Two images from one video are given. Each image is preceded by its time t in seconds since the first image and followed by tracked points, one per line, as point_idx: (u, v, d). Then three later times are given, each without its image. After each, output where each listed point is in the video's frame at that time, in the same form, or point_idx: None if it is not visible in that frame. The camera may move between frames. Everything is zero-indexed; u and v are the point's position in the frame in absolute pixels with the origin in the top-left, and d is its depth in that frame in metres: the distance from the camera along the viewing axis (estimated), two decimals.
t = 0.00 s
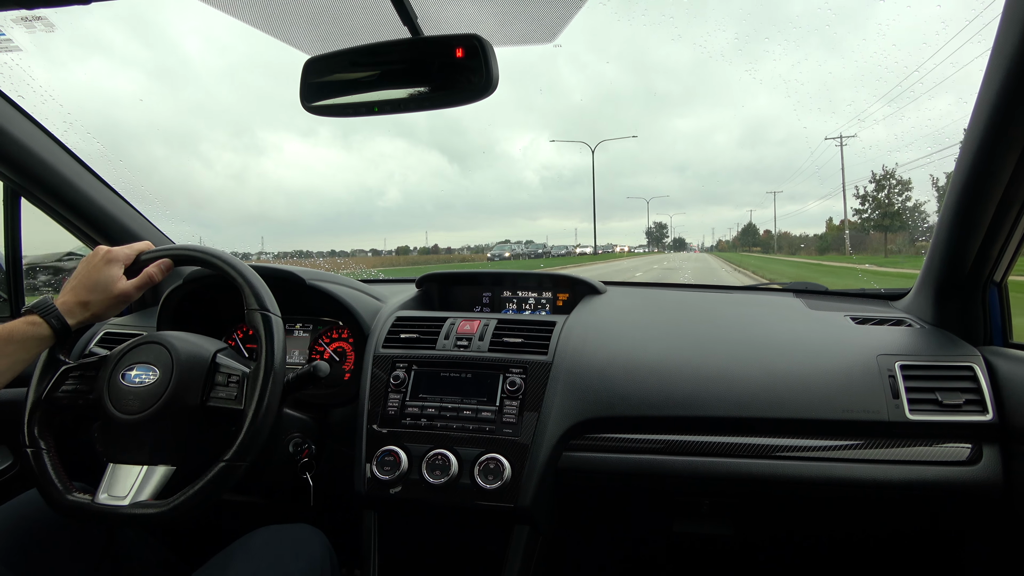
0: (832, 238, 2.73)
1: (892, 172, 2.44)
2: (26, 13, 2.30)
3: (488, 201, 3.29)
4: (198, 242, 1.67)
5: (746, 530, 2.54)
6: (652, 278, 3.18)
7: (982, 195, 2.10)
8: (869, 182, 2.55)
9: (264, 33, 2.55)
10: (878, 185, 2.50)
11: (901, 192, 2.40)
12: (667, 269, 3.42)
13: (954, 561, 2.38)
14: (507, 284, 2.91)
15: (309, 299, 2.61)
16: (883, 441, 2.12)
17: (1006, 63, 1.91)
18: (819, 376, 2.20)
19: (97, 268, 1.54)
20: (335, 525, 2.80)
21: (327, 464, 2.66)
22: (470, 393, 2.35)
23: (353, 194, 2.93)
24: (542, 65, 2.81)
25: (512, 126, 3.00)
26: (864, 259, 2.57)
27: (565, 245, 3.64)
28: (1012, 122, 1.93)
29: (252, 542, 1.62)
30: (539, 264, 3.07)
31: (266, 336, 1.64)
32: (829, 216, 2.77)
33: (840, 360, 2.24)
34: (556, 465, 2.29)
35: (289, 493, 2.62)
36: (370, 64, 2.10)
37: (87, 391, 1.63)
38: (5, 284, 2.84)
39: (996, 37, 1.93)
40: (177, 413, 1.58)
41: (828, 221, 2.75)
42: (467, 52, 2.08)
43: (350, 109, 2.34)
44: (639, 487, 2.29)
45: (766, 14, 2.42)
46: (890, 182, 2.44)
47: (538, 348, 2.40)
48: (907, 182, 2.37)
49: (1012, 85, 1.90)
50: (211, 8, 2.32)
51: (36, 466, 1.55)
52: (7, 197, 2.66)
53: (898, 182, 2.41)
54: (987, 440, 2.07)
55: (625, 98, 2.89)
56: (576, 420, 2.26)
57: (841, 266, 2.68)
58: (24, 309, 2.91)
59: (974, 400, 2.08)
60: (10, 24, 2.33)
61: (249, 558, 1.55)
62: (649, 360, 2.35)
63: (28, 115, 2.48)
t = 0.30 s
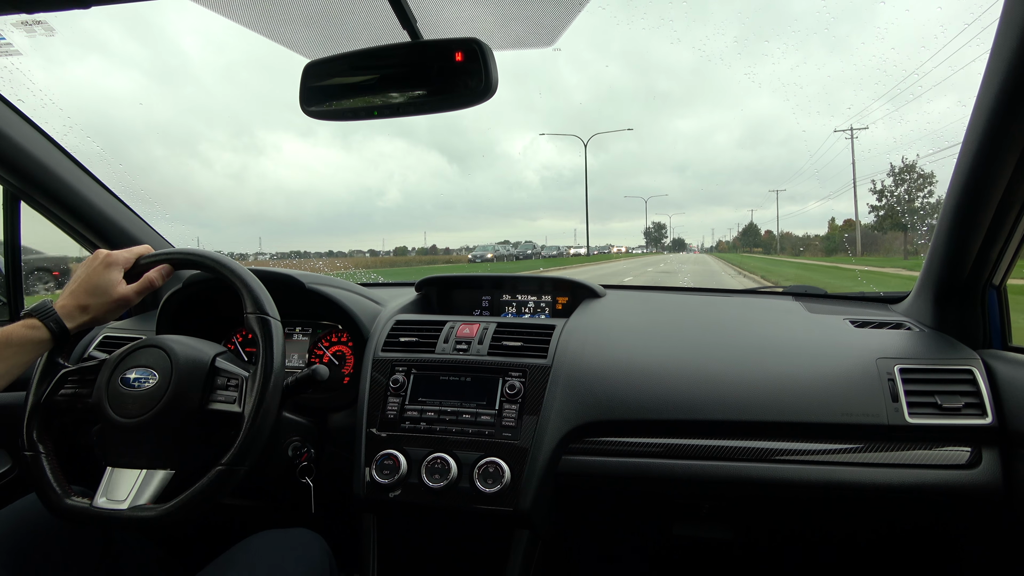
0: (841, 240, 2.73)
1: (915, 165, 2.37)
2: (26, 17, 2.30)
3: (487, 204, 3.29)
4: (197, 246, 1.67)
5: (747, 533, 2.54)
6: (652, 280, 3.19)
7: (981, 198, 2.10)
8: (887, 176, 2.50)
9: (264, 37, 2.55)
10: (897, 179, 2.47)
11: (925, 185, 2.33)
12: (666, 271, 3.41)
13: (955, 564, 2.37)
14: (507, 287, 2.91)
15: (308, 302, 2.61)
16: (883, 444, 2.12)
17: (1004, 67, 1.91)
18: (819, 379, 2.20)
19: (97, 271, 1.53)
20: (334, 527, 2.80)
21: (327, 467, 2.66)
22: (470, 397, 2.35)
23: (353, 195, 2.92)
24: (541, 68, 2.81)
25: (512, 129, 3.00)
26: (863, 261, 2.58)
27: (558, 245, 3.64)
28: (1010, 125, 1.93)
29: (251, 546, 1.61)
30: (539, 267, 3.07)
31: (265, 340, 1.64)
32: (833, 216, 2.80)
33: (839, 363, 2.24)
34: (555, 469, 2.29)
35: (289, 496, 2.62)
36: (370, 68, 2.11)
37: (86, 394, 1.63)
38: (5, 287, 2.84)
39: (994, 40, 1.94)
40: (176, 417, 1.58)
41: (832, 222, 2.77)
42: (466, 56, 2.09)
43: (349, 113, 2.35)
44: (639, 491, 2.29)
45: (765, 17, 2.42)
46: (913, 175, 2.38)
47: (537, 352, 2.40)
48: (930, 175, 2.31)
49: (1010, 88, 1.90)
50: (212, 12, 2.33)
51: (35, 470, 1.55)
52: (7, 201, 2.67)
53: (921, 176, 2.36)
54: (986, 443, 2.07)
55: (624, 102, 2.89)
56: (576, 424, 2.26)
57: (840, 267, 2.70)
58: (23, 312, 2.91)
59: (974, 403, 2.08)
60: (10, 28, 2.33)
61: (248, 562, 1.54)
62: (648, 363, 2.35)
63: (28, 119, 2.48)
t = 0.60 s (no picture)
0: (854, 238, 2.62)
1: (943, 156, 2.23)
2: (25, 18, 2.30)
3: (487, 205, 3.29)
4: (197, 248, 1.67)
5: (748, 535, 2.54)
6: (651, 282, 3.19)
7: (981, 200, 2.10)
8: (915, 168, 2.37)
9: (264, 39, 2.55)
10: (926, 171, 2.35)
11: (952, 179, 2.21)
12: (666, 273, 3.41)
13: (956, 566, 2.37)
14: (506, 289, 2.91)
15: (307, 304, 2.62)
16: (882, 446, 2.12)
17: (1003, 69, 1.91)
18: (818, 381, 2.20)
19: (96, 273, 1.53)
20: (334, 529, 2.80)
21: (325, 469, 2.65)
22: (469, 399, 2.35)
23: (355, 194, 2.89)
24: (541, 70, 2.81)
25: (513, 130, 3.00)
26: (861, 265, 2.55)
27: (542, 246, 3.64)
28: (1009, 127, 1.94)
29: (249, 549, 1.61)
30: (538, 268, 3.07)
31: (264, 343, 1.63)
32: (836, 218, 2.74)
33: (839, 366, 2.24)
34: (554, 471, 2.29)
35: (287, 498, 2.62)
36: (369, 69, 2.11)
37: (85, 397, 1.63)
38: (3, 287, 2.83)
39: (993, 42, 1.94)
40: (175, 420, 1.58)
41: (833, 223, 2.73)
42: (466, 59, 2.09)
43: (349, 115, 2.35)
44: (639, 493, 2.29)
45: (764, 19, 2.42)
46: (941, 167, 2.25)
47: (537, 354, 2.40)
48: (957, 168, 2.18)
49: (1010, 90, 1.90)
50: (212, 14, 2.33)
51: (34, 473, 1.54)
52: (6, 203, 2.67)
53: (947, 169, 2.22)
54: (986, 445, 2.07)
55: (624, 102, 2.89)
56: (575, 426, 2.26)
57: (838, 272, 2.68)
58: (22, 314, 2.90)
59: (973, 405, 2.08)
60: (10, 29, 2.33)
61: (248, 565, 1.54)
62: (648, 365, 2.35)
63: (28, 121, 2.48)
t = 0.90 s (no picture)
0: (864, 240, 2.55)
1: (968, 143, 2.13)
2: (23, 15, 2.30)
3: (487, 204, 3.29)
4: (193, 246, 1.66)
5: (746, 533, 2.55)
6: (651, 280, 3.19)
7: (980, 197, 2.10)
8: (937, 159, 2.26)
9: (262, 36, 2.55)
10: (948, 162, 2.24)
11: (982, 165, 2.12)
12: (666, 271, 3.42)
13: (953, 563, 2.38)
14: (505, 287, 2.91)
15: (305, 302, 2.62)
16: (880, 444, 2.12)
17: (1003, 66, 1.91)
18: (817, 379, 2.20)
19: (92, 272, 1.53)
20: (333, 528, 2.80)
21: (324, 467, 2.66)
22: (468, 396, 2.35)
23: (354, 192, 2.91)
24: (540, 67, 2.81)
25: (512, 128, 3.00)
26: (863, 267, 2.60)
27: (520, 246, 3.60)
28: (1007, 124, 1.94)
29: (251, 545, 1.61)
30: (537, 267, 3.07)
31: (263, 340, 1.63)
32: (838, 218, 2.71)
33: (837, 363, 2.24)
34: (553, 468, 2.29)
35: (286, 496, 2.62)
36: (368, 67, 2.11)
37: (83, 396, 1.63)
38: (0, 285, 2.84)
39: (992, 40, 1.94)
40: (174, 417, 1.58)
41: (836, 223, 2.71)
42: (464, 56, 2.09)
43: (347, 113, 2.34)
44: (637, 490, 2.30)
45: (763, 16, 2.42)
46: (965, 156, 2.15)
47: (535, 351, 2.41)
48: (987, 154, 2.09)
49: (1009, 88, 1.90)
50: (211, 12, 2.33)
51: (33, 473, 1.54)
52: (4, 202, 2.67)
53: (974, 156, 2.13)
54: (984, 442, 2.08)
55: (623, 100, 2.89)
56: (574, 423, 2.26)
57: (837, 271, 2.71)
58: (19, 313, 2.91)
59: (972, 403, 2.08)
60: (7, 26, 2.33)
61: (249, 561, 1.54)
62: (647, 363, 2.35)
63: (26, 119, 2.48)
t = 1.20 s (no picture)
0: (878, 241, 2.50)
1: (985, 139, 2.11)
2: (23, 18, 2.30)
3: (487, 205, 3.29)
4: (194, 248, 1.66)
5: (747, 535, 2.54)
6: (650, 281, 3.19)
7: (979, 199, 2.10)
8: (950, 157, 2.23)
9: (262, 39, 2.56)
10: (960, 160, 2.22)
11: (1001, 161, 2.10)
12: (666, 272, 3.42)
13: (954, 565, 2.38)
14: (505, 288, 2.91)
15: (305, 304, 2.62)
16: (880, 445, 2.12)
17: (1001, 68, 1.92)
18: (816, 381, 2.20)
19: (94, 273, 1.53)
20: (333, 529, 2.80)
21: (324, 468, 2.66)
22: (468, 398, 2.35)
23: (354, 191, 2.91)
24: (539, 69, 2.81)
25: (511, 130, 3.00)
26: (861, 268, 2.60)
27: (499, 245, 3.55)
28: (1006, 126, 1.94)
29: (249, 548, 1.61)
30: (536, 268, 3.07)
31: (263, 342, 1.63)
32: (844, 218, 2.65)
33: (837, 365, 2.24)
34: (553, 470, 2.29)
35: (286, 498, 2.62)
36: (367, 69, 2.11)
37: (83, 396, 1.63)
38: None
39: (991, 42, 1.94)
40: (173, 419, 1.57)
41: (841, 223, 2.66)
42: (464, 58, 2.09)
43: (347, 115, 2.35)
44: (637, 492, 2.29)
45: (763, 17, 2.42)
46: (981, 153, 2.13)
47: (535, 353, 2.41)
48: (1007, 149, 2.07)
49: (1007, 90, 1.90)
50: (211, 14, 2.33)
51: (32, 473, 1.54)
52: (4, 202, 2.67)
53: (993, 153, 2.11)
54: (983, 443, 2.08)
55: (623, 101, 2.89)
56: (573, 425, 2.26)
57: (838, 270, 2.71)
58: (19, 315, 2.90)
59: (972, 404, 2.08)
60: (7, 28, 2.33)
61: (247, 564, 1.54)
62: (646, 365, 2.35)
63: (26, 121, 2.48)
